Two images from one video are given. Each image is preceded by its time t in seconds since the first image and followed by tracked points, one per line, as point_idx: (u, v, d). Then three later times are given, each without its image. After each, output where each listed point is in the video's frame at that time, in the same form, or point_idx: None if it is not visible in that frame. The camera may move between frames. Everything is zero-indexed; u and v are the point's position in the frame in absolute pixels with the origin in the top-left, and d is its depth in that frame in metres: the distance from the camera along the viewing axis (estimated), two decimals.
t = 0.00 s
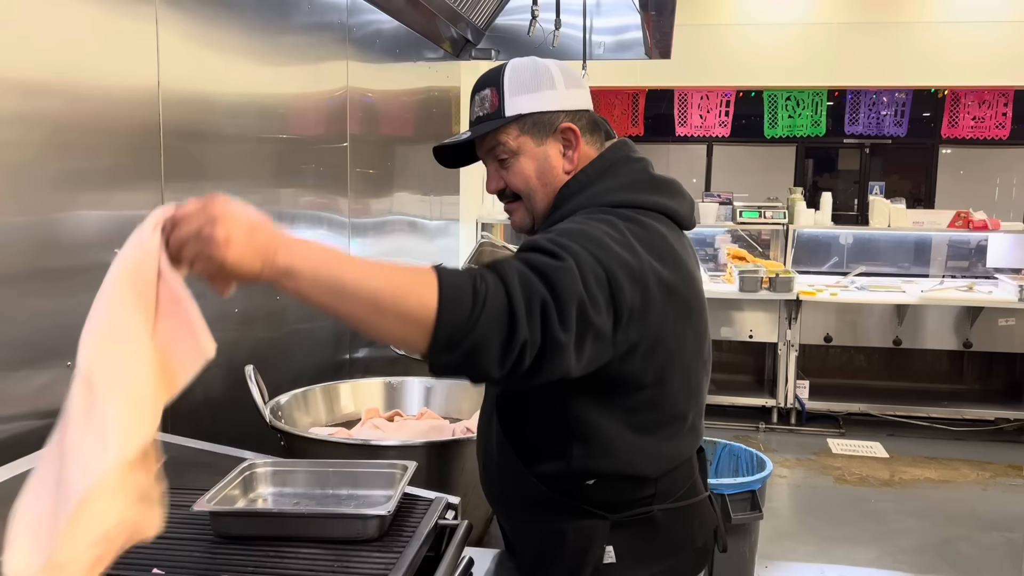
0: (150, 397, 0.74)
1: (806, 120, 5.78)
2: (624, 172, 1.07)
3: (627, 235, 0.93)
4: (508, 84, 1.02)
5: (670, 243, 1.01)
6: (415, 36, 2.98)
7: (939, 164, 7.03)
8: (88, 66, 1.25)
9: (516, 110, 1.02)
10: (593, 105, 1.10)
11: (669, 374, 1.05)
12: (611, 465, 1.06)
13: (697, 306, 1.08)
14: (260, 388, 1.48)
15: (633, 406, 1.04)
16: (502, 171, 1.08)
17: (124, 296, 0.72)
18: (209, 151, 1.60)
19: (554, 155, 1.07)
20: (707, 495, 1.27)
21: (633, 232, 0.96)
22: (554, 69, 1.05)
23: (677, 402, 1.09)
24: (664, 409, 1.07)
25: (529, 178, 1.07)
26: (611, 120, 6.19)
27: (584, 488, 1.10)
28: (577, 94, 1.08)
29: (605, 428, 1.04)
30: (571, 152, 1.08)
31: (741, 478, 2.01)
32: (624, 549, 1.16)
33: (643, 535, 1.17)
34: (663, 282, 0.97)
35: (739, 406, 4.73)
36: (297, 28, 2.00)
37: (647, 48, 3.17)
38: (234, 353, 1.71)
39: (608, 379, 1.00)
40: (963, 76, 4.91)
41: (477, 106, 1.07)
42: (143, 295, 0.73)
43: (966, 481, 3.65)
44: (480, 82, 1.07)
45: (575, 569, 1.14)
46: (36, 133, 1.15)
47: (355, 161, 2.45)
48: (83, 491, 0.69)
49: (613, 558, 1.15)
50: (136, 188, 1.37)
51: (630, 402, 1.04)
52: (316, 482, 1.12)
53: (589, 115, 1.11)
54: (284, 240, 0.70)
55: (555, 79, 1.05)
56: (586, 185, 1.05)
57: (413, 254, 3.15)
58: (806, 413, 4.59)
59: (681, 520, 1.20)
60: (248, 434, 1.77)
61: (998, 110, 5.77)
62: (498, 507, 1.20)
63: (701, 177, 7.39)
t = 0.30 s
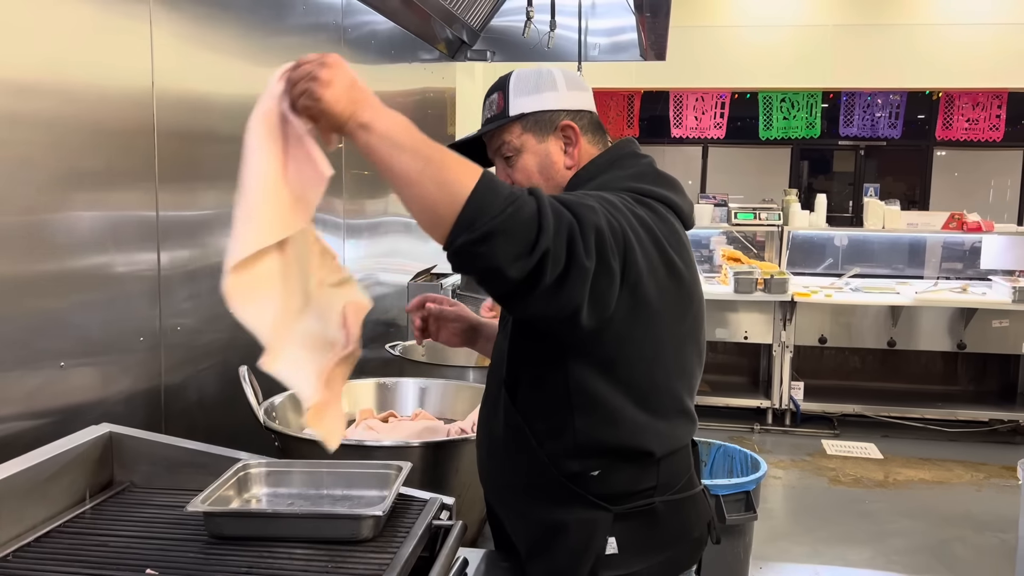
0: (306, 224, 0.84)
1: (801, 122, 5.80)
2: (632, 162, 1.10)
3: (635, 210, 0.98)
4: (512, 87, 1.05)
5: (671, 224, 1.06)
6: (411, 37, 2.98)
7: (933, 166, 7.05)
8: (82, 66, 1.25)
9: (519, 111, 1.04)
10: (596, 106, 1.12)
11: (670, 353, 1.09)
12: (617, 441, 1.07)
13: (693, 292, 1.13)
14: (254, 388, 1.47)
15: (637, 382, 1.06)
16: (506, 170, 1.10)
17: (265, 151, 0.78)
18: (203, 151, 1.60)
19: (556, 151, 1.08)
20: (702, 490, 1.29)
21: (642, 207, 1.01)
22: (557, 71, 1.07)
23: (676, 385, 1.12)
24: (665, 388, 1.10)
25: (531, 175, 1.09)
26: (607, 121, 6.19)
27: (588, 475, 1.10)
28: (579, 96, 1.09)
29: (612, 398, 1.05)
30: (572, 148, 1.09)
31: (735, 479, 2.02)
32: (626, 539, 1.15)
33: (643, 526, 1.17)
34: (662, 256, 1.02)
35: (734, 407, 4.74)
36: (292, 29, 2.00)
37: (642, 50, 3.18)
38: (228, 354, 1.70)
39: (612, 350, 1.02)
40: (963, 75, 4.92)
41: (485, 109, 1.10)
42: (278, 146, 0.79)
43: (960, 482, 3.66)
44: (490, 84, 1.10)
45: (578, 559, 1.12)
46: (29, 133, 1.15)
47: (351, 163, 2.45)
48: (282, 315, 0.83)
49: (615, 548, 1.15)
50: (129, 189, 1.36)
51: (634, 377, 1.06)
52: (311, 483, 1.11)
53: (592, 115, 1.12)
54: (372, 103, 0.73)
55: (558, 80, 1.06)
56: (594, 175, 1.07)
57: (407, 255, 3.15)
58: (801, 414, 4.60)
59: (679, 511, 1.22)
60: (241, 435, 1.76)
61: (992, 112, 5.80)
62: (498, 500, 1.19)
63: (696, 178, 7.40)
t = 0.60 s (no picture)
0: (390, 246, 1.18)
1: (796, 121, 5.81)
2: (641, 160, 1.18)
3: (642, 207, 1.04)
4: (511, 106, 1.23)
5: (674, 220, 1.10)
6: (405, 36, 2.98)
7: (928, 166, 7.07)
8: (76, 64, 1.25)
9: (510, 127, 1.21)
10: (600, 114, 1.20)
11: (676, 345, 1.12)
12: (623, 431, 1.10)
13: (700, 290, 1.17)
14: (249, 387, 1.47)
15: (643, 372, 1.09)
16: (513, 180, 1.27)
17: (376, 195, 1.11)
18: (197, 150, 1.59)
19: (541, 160, 1.19)
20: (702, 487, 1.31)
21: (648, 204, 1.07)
22: (545, 82, 1.19)
23: (683, 379, 1.16)
24: (672, 381, 1.13)
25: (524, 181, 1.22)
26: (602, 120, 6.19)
27: (594, 468, 1.12)
28: (564, 101, 1.17)
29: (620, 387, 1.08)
30: (552, 155, 1.17)
31: (730, 478, 2.03)
32: (628, 532, 1.16)
33: (646, 520, 1.18)
34: (669, 251, 1.07)
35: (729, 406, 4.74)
36: (286, 27, 1.99)
37: (637, 49, 3.18)
38: (223, 353, 1.70)
39: (620, 339, 1.06)
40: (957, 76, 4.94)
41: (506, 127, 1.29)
42: (387, 188, 1.11)
43: (954, 481, 3.67)
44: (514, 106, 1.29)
45: (581, 550, 1.13)
46: (23, 132, 1.14)
47: (345, 162, 2.45)
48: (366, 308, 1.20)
49: (618, 541, 1.16)
50: (123, 188, 1.36)
51: (642, 366, 1.09)
52: (306, 481, 1.11)
53: (586, 117, 1.19)
54: (450, 134, 0.94)
55: (542, 95, 1.18)
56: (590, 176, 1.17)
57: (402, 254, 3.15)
58: (796, 413, 4.61)
59: (681, 506, 1.24)
60: (236, 434, 1.76)
61: (986, 112, 5.82)
62: (500, 494, 1.19)
63: (691, 178, 7.41)
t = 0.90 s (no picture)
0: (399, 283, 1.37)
1: (792, 119, 5.82)
2: (637, 157, 1.19)
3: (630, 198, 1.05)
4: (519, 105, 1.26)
5: (666, 214, 1.11)
6: (401, 34, 2.98)
7: (923, 164, 7.08)
8: (70, 63, 1.24)
9: (516, 127, 1.24)
10: (602, 114, 1.21)
11: (670, 338, 1.12)
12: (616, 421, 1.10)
13: (693, 283, 1.17)
14: (244, 385, 1.47)
15: (637, 364, 1.10)
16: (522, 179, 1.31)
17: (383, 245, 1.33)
18: (193, 148, 1.59)
19: (542, 159, 1.22)
20: (699, 482, 1.31)
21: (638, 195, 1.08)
22: (550, 83, 1.21)
23: (677, 372, 1.16)
24: (667, 372, 1.13)
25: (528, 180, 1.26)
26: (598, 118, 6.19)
27: (591, 459, 1.12)
28: (566, 101, 1.19)
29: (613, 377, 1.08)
30: (552, 156, 1.20)
31: (726, 475, 2.03)
32: (626, 523, 1.16)
33: (644, 513, 1.18)
34: (660, 241, 1.07)
35: (725, 404, 4.75)
36: (282, 25, 1.99)
37: (633, 46, 3.19)
38: (219, 351, 1.70)
39: (616, 331, 1.06)
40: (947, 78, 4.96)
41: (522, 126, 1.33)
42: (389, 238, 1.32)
43: (949, 478, 3.68)
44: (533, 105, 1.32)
45: (579, 540, 1.13)
46: (18, 130, 1.14)
47: (341, 160, 2.45)
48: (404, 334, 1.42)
49: (616, 532, 1.16)
50: (119, 186, 1.36)
51: (635, 356, 1.09)
52: (303, 479, 1.11)
53: (587, 117, 1.20)
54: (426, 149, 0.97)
55: (546, 96, 1.20)
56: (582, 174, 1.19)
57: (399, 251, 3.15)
58: (791, 410, 4.62)
59: (679, 499, 1.23)
60: (232, 432, 1.75)
61: (981, 110, 5.83)
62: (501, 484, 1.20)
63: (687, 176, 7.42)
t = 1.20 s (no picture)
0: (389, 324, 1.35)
1: (787, 116, 5.82)
2: (626, 153, 1.20)
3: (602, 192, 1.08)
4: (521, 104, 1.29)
5: (647, 206, 1.12)
6: (396, 31, 2.97)
7: (918, 161, 7.09)
8: (62, 59, 1.24)
9: (517, 124, 1.27)
10: (595, 113, 1.23)
11: (654, 328, 1.13)
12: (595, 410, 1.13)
13: (682, 274, 1.17)
14: (239, 381, 1.46)
15: (617, 356, 1.11)
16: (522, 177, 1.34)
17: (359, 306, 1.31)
18: (187, 145, 1.58)
19: (539, 157, 1.25)
20: (694, 474, 1.31)
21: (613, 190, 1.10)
22: (550, 83, 1.24)
23: (665, 361, 1.16)
24: (651, 362, 1.14)
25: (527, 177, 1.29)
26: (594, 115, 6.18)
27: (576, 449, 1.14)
28: (563, 102, 1.22)
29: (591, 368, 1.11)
30: (549, 153, 1.24)
31: (722, 471, 2.04)
32: (617, 513, 1.18)
33: (635, 503, 1.19)
34: (639, 231, 1.08)
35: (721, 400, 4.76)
36: (276, 22, 1.98)
37: (629, 44, 3.19)
38: (213, 348, 1.69)
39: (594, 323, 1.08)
40: (941, 73, 4.96)
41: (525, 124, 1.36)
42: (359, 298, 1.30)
43: (944, 474, 3.69)
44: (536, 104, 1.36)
45: (568, 528, 1.16)
46: (10, 127, 1.13)
47: (336, 157, 2.44)
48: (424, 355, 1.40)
49: (607, 521, 1.17)
50: (112, 183, 1.35)
51: (615, 348, 1.11)
52: (298, 476, 1.10)
53: (584, 117, 1.23)
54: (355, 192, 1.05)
55: (544, 95, 1.23)
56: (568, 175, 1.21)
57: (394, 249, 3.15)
58: (787, 407, 4.62)
59: (673, 492, 1.24)
60: (226, 429, 1.75)
61: (975, 107, 5.84)
62: (496, 470, 1.24)
63: (683, 173, 7.43)
